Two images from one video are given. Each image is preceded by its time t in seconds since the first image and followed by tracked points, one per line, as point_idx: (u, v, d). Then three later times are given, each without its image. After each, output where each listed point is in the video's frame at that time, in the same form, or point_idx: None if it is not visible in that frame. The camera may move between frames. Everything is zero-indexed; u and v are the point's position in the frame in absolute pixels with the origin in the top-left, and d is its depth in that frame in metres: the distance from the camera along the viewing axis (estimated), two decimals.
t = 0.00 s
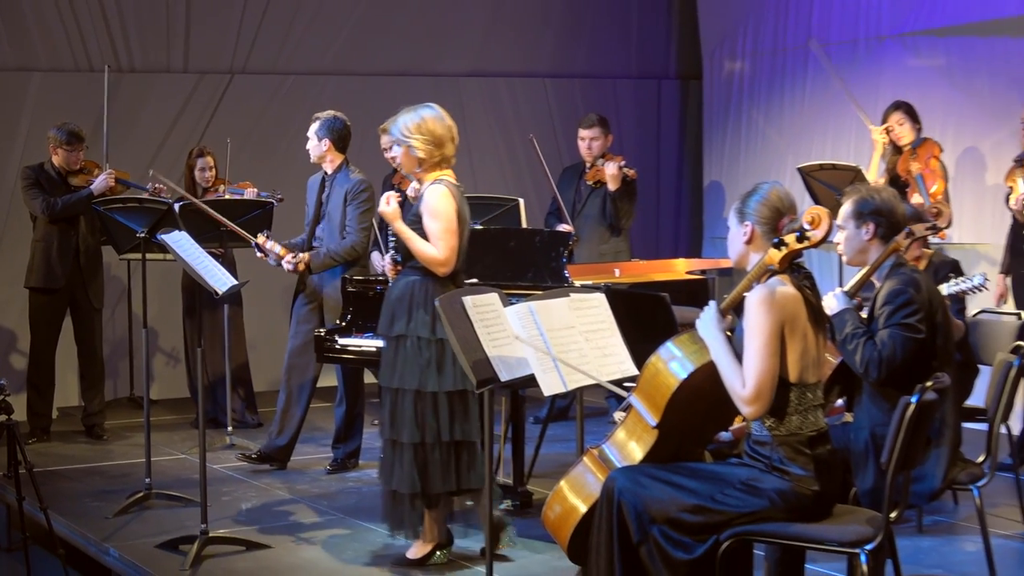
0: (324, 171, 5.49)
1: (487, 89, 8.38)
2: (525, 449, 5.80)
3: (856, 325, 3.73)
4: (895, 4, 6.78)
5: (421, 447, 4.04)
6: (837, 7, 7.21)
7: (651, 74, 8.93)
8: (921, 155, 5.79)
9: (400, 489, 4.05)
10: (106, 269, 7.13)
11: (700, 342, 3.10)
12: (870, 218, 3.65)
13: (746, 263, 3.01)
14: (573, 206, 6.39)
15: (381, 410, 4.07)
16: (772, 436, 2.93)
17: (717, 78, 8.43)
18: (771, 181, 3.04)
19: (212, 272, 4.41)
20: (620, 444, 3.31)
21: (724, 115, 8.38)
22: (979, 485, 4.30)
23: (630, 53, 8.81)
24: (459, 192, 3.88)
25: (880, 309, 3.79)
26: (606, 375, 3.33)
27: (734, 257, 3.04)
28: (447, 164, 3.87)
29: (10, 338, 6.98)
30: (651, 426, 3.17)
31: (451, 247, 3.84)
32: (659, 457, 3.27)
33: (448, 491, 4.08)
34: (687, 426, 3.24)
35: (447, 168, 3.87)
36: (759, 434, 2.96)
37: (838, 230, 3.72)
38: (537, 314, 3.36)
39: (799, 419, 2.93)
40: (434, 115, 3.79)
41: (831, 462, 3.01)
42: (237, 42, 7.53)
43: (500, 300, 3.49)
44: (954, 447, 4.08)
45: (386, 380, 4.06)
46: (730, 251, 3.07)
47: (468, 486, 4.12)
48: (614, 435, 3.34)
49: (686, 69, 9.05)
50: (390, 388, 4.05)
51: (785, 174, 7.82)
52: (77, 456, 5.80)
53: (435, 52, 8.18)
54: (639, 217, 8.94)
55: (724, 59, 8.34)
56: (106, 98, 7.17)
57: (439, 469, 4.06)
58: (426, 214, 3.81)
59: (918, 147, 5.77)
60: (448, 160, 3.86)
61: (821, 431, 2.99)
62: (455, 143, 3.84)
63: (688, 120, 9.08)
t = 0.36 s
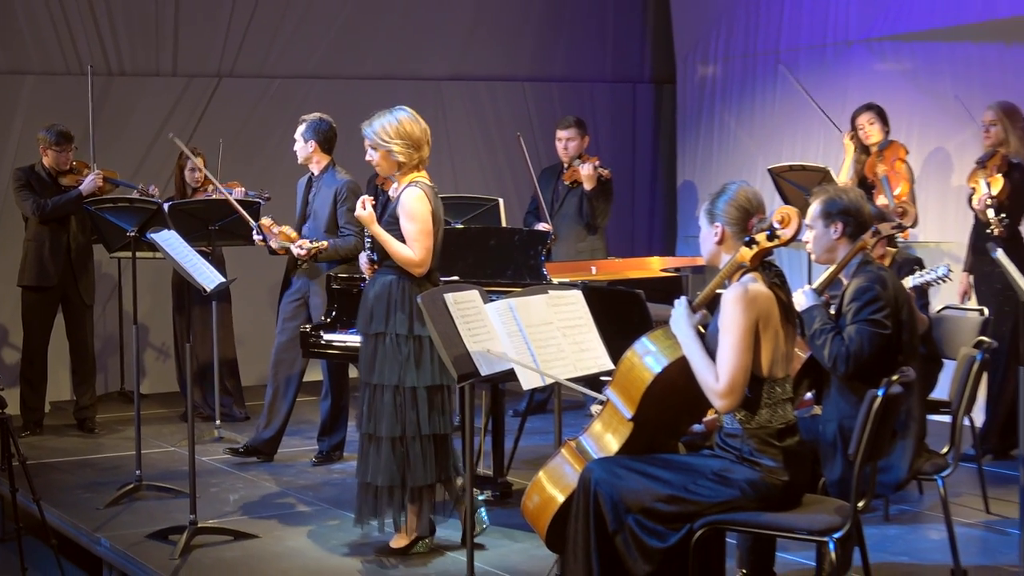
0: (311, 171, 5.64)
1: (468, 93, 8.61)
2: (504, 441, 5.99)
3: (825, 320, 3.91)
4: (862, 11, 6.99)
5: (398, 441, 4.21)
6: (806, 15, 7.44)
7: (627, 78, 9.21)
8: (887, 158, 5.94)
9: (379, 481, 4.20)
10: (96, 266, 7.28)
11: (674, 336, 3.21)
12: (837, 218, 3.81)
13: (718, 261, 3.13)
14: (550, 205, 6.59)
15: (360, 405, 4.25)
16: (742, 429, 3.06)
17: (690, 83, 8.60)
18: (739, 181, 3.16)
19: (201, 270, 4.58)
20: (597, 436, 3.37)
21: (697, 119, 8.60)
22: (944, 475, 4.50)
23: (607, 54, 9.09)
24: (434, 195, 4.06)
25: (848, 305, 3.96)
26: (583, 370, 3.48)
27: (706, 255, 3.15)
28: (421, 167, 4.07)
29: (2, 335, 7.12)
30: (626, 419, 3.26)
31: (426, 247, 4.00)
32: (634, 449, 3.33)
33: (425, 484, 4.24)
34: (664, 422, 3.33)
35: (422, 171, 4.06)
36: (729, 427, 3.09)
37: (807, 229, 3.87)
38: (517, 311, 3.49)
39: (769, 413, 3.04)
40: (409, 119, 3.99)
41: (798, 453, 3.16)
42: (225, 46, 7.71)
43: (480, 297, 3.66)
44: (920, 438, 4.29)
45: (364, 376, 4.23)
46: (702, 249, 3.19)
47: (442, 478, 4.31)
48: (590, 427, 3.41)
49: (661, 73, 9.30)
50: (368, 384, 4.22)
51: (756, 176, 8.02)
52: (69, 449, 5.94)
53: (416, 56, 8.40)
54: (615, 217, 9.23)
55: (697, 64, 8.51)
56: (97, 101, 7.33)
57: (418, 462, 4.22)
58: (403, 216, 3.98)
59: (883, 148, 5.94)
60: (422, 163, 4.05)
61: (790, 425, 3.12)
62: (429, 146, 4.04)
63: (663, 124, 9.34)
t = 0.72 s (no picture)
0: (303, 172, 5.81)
1: (453, 96, 8.83)
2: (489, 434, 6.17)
3: (798, 317, 4.06)
4: (832, 16, 7.20)
5: (391, 434, 4.38)
6: (778, 21, 7.67)
7: (607, 82, 9.44)
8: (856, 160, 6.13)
9: (372, 473, 4.37)
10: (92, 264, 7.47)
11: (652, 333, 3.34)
12: (815, 217, 3.95)
13: (697, 258, 3.24)
14: (533, 206, 6.80)
15: (351, 400, 4.40)
16: (716, 421, 3.17)
17: (666, 87, 8.85)
18: (720, 181, 3.26)
19: (194, 268, 4.76)
20: (576, 428, 3.46)
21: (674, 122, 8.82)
22: (912, 465, 4.57)
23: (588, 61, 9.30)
24: (417, 196, 4.24)
25: (820, 302, 4.16)
26: (565, 364, 3.66)
27: (685, 251, 3.27)
28: (405, 169, 4.25)
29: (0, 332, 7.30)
30: (605, 411, 3.37)
31: (412, 246, 4.19)
32: (613, 440, 3.42)
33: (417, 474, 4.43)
34: (643, 415, 3.45)
35: (405, 173, 4.24)
36: (704, 420, 3.20)
37: (782, 230, 4.00)
38: (501, 307, 3.66)
39: (742, 406, 3.16)
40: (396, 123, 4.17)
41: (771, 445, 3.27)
42: (217, 51, 7.94)
43: (465, 295, 3.84)
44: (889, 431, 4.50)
45: (354, 372, 4.39)
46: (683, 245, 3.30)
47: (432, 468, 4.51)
48: (571, 419, 3.50)
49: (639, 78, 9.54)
50: (359, 379, 4.38)
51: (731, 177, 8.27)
52: (65, 441, 6.12)
53: (402, 61, 8.62)
54: (595, 217, 9.47)
55: (674, 68, 8.75)
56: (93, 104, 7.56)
57: (409, 453, 4.41)
58: (388, 216, 4.16)
59: (852, 150, 6.14)
60: (406, 166, 4.23)
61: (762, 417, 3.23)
62: (414, 154, 4.23)
63: (641, 127, 9.60)
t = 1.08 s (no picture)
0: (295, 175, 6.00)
1: (439, 100, 9.12)
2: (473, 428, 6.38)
3: (772, 314, 4.27)
4: (804, 27, 7.47)
5: (368, 426, 4.63)
6: (754, 29, 7.92)
7: (587, 87, 9.84)
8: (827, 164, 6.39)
9: (351, 464, 4.64)
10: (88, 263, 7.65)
11: (631, 329, 3.49)
12: (789, 218, 4.11)
13: (675, 258, 3.43)
14: (516, 207, 7.01)
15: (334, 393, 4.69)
16: (693, 416, 3.35)
17: (645, 92, 9.11)
18: (700, 184, 3.44)
19: (188, 268, 4.94)
20: (558, 422, 3.62)
21: (652, 127, 9.07)
22: (882, 458, 4.80)
23: (569, 65, 9.71)
24: (393, 198, 4.47)
25: (792, 300, 4.36)
26: (547, 360, 3.85)
27: (665, 251, 3.44)
28: (387, 173, 4.49)
29: None
30: (585, 406, 3.52)
31: (380, 246, 4.43)
32: (593, 433, 3.58)
33: (395, 465, 4.68)
34: (624, 409, 3.60)
35: (386, 176, 4.48)
36: (682, 415, 3.38)
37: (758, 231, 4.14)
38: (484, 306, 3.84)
39: (718, 401, 3.35)
40: (380, 129, 4.43)
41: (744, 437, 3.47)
42: (210, 58, 8.13)
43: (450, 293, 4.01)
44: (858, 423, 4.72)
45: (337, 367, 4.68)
46: (663, 245, 3.47)
47: (411, 460, 4.74)
48: (552, 413, 3.65)
49: (618, 82, 9.97)
50: (341, 373, 4.66)
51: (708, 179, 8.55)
52: (62, 436, 6.28)
53: (389, 67, 8.89)
54: (576, 220, 9.76)
55: (653, 74, 9.00)
56: (90, 108, 7.75)
57: (386, 445, 4.65)
58: (360, 216, 4.43)
59: (824, 155, 6.37)
60: (386, 169, 4.47)
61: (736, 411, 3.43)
62: (394, 157, 4.47)
63: (620, 132, 10.00)
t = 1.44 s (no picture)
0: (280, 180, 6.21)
1: (429, 104, 9.47)
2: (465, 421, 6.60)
3: (753, 312, 4.40)
4: (783, 34, 7.82)
5: (349, 417, 4.91)
6: (734, 38, 8.28)
7: (574, 92, 10.14)
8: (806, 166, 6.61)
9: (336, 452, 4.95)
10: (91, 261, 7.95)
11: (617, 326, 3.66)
12: (768, 218, 4.31)
13: (660, 257, 3.60)
14: (506, 208, 7.23)
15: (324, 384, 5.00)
16: (676, 410, 3.52)
17: (629, 98, 9.53)
18: (684, 187, 3.62)
19: (189, 267, 5.14)
20: (547, 416, 3.82)
21: (636, 130, 9.45)
22: (858, 449, 5.06)
23: (557, 72, 10.00)
24: (377, 200, 4.72)
25: (773, 298, 4.57)
26: (536, 356, 4.02)
27: (650, 251, 3.61)
28: (375, 175, 4.74)
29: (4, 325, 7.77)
30: (572, 400, 3.71)
31: (361, 244, 4.67)
32: (579, 426, 3.78)
33: (374, 455, 4.91)
34: (609, 401, 3.77)
35: (374, 179, 4.73)
36: (666, 408, 3.55)
37: (738, 232, 4.33)
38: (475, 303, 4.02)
39: (699, 396, 3.50)
40: (369, 134, 4.68)
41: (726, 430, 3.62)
42: (209, 66, 8.58)
43: (442, 291, 4.26)
44: (836, 416, 4.85)
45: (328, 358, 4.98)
46: (648, 245, 3.65)
47: (394, 450, 4.94)
48: (540, 407, 3.85)
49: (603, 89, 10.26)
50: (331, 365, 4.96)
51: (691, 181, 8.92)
52: (66, 429, 6.50)
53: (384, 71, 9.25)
54: (563, 219, 10.12)
55: (637, 79, 9.43)
56: (92, 115, 8.21)
57: (367, 436, 4.89)
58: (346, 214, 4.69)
59: (802, 158, 6.59)
60: (374, 171, 4.72)
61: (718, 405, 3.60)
62: (382, 160, 4.71)
63: (606, 137, 10.30)
